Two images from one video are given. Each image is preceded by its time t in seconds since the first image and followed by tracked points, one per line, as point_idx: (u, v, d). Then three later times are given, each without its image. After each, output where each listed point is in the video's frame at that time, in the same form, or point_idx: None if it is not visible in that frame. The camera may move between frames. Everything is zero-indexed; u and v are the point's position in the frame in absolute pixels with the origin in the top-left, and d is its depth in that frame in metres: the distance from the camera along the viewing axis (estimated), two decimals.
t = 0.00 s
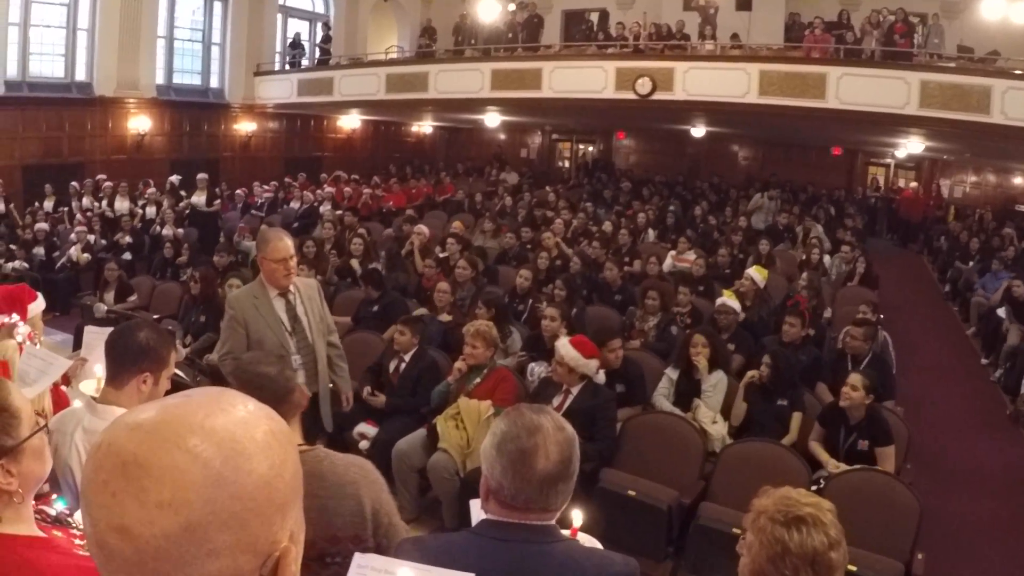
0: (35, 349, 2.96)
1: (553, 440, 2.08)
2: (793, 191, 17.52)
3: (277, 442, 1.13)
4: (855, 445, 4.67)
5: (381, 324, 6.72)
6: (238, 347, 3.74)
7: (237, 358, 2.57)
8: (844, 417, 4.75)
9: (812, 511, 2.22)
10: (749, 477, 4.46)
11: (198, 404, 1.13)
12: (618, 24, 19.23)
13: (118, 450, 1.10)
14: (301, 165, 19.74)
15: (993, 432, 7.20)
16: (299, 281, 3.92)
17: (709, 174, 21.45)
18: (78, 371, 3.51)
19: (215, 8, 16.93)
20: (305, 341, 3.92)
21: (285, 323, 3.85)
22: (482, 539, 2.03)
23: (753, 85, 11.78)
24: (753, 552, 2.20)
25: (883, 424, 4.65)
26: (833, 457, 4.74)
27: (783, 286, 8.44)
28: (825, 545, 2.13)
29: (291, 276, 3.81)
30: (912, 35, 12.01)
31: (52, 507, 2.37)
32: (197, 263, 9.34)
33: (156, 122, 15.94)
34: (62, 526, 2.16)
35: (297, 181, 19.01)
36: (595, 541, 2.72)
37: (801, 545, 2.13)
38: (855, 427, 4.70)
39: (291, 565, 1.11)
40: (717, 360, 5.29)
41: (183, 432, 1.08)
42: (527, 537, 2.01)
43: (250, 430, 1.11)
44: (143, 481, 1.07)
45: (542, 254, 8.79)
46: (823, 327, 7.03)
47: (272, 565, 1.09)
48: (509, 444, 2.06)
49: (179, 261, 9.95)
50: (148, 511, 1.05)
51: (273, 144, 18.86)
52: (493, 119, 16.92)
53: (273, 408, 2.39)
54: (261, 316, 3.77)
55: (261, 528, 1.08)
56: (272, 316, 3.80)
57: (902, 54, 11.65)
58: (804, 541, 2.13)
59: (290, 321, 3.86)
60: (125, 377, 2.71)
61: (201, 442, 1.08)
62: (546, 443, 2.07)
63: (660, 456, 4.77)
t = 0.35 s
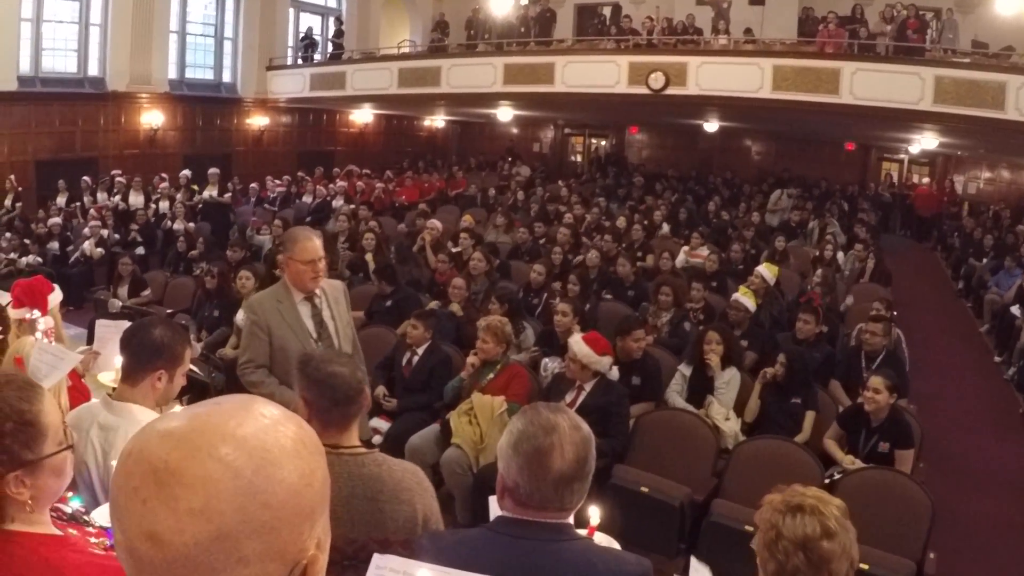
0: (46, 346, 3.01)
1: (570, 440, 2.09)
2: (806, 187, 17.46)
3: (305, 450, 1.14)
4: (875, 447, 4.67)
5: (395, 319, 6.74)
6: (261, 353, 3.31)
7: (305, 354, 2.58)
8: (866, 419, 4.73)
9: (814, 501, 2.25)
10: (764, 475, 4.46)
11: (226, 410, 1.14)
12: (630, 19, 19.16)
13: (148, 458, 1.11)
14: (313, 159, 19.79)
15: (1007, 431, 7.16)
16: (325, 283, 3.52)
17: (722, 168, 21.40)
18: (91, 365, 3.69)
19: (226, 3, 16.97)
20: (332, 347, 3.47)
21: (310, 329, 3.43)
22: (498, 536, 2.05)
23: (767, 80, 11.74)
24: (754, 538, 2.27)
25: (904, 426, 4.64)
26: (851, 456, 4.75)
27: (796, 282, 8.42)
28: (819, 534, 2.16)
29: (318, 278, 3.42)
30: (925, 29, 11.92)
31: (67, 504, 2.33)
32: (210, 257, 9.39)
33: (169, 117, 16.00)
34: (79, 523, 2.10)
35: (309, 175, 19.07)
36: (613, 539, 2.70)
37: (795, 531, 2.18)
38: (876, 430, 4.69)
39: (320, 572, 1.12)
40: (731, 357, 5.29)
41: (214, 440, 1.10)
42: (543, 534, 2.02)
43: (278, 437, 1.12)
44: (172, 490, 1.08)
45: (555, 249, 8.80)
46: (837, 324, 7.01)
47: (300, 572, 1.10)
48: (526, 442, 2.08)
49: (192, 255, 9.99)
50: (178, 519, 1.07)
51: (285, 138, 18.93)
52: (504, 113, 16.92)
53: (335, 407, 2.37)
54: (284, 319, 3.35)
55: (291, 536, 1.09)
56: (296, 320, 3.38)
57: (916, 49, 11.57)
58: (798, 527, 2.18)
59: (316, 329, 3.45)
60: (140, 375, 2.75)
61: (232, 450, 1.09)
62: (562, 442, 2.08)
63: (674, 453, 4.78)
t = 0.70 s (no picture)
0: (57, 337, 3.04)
1: (577, 436, 2.07)
2: (818, 181, 17.38)
3: (312, 445, 1.14)
4: (882, 442, 4.66)
5: (406, 313, 6.77)
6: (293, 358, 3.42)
7: (296, 355, 2.61)
8: (875, 413, 4.74)
9: (821, 497, 2.26)
10: (773, 472, 4.45)
11: (233, 404, 1.15)
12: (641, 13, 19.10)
13: (154, 452, 1.11)
14: (324, 154, 19.84)
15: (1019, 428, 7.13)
16: (362, 288, 3.60)
17: (734, 162, 21.34)
18: (102, 357, 3.71)
19: None
20: (366, 352, 3.58)
21: (345, 334, 3.53)
22: (504, 529, 2.06)
23: (779, 74, 11.71)
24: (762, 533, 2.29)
25: (912, 419, 4.63)
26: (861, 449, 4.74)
27: (807, 277, 8.40)
28: (820, 526, 2.16)
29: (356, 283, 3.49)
30: (938, 23, 11.86)
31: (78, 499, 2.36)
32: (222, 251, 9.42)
33: (180, 111, 16.06)
34: (89, 518, 2.13)
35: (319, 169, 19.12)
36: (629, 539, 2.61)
37: (797, 521, 2.19)
38: (885, 424, 4.68)
39: (324, 567, 1.12)
40: (741, 352, 5.29)
41: (218, 434, 1.10)
42: (548, 529, 2.03)
43: (285, 432, 1.13)
44: (177, 484, 1.08)
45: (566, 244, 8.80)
46: (849, 320, 7.00)
47: (305, 567, 1.10)
48: (531, 438, 2.07)
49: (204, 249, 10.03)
50: (182, 513, 1.07)
51: (296, 132, 18.99)
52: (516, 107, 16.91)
53: (326, 411, 2.41)
54: (319, 322, 3.46)
55: (296, 531, 1.09)
56: (330, 324, 3.48)
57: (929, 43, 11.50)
58: (800, 517, 2.19)
59: (351, 333, 3.55)
60: (149, 369, 2.76)
61: (237, 445, 1.09)
62: (568, 439, 2.06)
63: (684, 449, 4.77)
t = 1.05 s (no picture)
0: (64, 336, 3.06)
1: (573, 435, 2.07)
2: (825, 179, 17.32)
3: (310, 446, 1.15)
4: (884, 434, 4.65)
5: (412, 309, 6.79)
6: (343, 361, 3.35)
7: (280, 356, 2.60)
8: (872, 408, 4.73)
9: (821, 496, 2.26)
10: (776, 470, 4.46)
11: (231, 406, 1.15)
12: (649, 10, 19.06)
13: (154, 454, 1.12)
14: (331, 150, 19.87)
15: None
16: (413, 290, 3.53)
17: (741, 160, 21.32)
18: (108, 354, 3.71)
19: None
20: (417, 355, 3.49)
21: (396, 336, 3.44)
22: (499, 528, 2.07)
23: (786, 71, 11.69)
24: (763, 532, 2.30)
25: (909, 413, 4.62)
26: (863, 447, 4.72)
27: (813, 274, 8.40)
28: (820, 523, 2.18)
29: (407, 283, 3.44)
30: (946, 20, 11.82)
31: (86, 493, 2.37)
32: (229, 247, 9.45)
33: (187, 107, 16.10)
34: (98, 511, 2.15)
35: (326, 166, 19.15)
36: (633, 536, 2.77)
37: (796, 518, 2.20)
38: (882, 417, 4.68)
39: (320, 566, 1.14)
40: (747, 350, 5.28)
41: (217, 436, 1.11)
42: (543, 528, 2.03)
43: (283, 434, 1.13)
44: (177, 485, 1.09)
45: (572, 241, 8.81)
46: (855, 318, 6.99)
47: (302, 566, 1.12)
48: (527, 437, 2.08)
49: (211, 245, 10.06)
50: (181, 513, 1.08)
51: (303, 128, 19.03)
52: (523, 104, 16.89)
53: (314, 411, 2.43)
54: (370, 323, 3.38)
55: (292, 531, 1.10)
56: (381, 325, 3.40)
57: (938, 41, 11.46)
58: (799, 514, 2.20)
59: (403, 336, 3.46)
60: (159, 366, 2.78)
61: (235, 446, 1.10)
62: (564, 438, 2.06)
63: (687, 447, 4.78)
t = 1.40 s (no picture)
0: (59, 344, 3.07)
1: (542, 450, 2.07)
2: (823, 180, 17.33)
3: (278, 474, 1.17)
4: (867, 433, 4.68)
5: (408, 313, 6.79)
6: (370, 381, 3.31)
7: (271, 377, 2.52)
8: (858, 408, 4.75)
9: (798, 515, 2.21)
10: (769, 478, 4.46)
11: (205, 437, 1.17)
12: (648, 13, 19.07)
13: (128, 485, 1.14)
14: (330, 152, 19.89)
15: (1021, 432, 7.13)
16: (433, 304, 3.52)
17: (740, 162, 21.34)
18: (105, 359, 3.81)
19: None
20: (441, 370, 3.49)
21: (420, 352, 3.44)
22: (471, 536, 2.06)
23: (783, 74, 11.70)
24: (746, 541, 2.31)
25: (897, 417, 4.64)
26: (848, 446, 4.76)
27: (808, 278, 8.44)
28: (782, 544, 2.15)
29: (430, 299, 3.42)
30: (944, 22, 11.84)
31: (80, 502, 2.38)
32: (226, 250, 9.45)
33: (186, 110, 16.09)
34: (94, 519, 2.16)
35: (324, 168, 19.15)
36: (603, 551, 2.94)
37: (763, 536, 2.19)
38: (867, 417, 4.70)
39: None
40: (741, 355, 5.29)
41: (187, 466, 1.13)
42: (515, 538, 2.02)
43: (252, 463, 1.15)
44: (149, 514, 1.11)
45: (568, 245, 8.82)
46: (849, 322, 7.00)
47: None
48: (500, 449, 2.08)
49: (209, 248, 10.06)
50: (154, 541, 1.10)
51: (301, 130, 19.03)
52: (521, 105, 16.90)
53: (295, 436, 2.35)
54: (394, 340, 3.36)
55: (259, 557, 1.12)
56: (405, 341, 3.39)
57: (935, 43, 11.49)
58: (766, 533, 2.19)
59: (426, 351, 3.46)
60: (149, 377, 2.79)
61: (208, 479, 1.12)
62: (535, 452, 2.06)
63: (680, 453, 4.79)
